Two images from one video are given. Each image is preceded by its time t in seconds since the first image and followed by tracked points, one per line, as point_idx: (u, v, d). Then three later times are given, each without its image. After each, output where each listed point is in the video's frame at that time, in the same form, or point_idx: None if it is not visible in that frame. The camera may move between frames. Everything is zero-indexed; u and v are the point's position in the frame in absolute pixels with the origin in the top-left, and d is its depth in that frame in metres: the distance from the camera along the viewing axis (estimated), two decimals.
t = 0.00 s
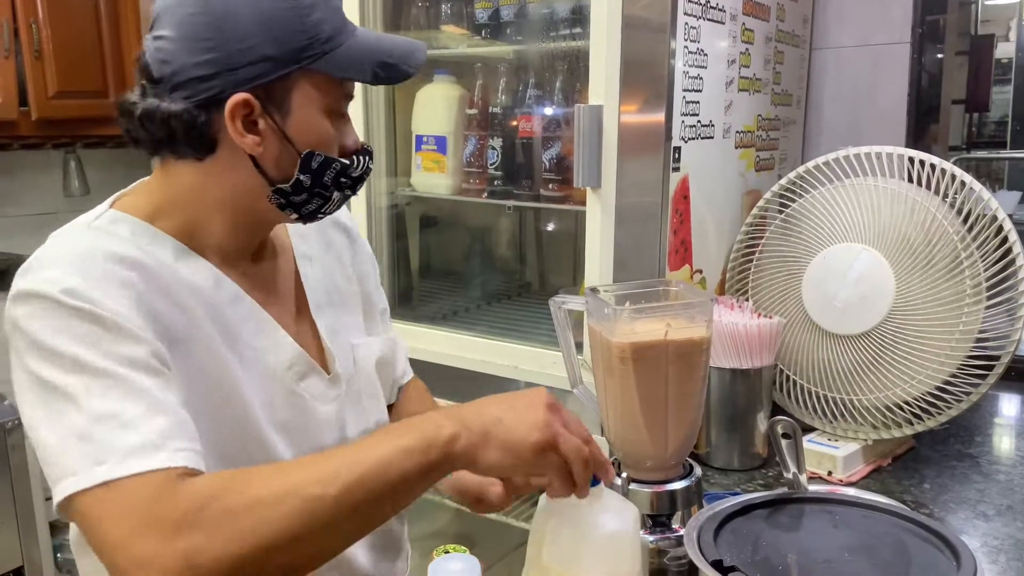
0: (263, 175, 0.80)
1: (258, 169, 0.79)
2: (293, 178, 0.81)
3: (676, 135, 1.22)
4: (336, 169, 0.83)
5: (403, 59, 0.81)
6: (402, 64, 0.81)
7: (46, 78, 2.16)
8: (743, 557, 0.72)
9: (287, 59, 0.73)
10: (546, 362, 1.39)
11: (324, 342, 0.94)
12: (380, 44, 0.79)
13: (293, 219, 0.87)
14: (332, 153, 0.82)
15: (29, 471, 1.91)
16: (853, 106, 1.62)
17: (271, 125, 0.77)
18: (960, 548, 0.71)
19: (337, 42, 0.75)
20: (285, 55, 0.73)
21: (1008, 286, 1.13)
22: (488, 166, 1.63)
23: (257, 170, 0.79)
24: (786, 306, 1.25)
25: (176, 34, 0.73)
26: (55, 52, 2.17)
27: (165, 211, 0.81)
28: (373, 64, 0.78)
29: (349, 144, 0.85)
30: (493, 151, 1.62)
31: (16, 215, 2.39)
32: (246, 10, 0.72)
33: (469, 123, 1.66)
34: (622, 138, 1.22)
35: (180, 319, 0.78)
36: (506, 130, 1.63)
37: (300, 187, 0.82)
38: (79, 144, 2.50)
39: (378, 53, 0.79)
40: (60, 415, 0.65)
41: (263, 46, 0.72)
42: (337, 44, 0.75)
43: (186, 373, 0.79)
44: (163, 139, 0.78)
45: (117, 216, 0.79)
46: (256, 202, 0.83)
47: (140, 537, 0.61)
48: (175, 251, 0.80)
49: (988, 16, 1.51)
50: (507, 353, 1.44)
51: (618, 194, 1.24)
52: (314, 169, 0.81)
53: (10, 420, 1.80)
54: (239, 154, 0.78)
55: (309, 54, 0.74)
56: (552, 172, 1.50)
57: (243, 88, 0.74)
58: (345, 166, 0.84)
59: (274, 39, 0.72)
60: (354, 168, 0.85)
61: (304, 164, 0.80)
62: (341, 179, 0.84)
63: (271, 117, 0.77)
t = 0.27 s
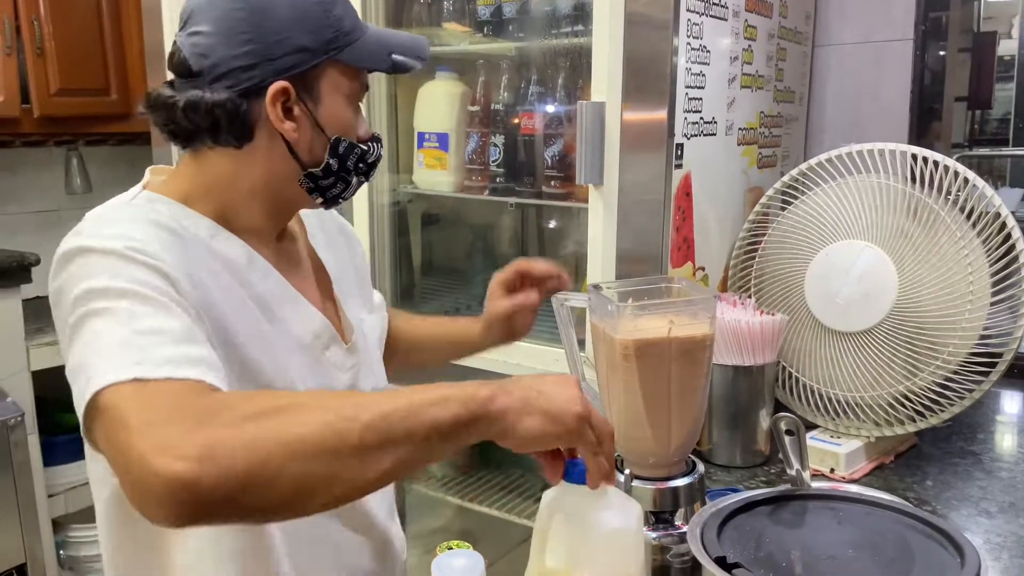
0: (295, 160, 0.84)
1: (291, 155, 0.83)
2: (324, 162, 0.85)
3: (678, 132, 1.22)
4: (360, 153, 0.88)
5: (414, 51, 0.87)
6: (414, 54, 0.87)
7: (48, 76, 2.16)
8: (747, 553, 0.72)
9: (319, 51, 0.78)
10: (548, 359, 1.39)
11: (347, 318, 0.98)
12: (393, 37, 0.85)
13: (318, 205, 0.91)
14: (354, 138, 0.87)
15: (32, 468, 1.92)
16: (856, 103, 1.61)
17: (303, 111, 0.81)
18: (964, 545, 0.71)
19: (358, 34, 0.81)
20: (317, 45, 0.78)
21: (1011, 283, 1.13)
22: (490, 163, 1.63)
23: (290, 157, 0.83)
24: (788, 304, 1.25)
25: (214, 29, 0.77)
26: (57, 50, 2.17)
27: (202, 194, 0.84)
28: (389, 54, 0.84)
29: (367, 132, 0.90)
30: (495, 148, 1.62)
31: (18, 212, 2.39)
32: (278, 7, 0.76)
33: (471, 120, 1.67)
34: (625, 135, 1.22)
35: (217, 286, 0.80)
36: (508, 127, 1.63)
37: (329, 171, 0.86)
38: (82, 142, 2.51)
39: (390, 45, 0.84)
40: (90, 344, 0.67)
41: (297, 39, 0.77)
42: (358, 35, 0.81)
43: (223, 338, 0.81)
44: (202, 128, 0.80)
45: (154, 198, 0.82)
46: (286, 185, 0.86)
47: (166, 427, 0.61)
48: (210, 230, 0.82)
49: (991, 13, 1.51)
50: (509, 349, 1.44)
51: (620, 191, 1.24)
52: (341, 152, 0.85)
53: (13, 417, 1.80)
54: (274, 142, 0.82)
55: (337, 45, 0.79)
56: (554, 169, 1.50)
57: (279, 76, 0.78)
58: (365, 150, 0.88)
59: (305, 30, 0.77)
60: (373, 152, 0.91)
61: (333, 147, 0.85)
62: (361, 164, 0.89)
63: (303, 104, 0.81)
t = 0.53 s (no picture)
0: (334, 138, 0.97)
1: (329, 135, 0.96)
2: (358, 139, 0.98)
3: (681, 129, 1.22)
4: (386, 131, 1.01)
5: (420, 42, 1.01)
6: (421, 44, 1.01)
7: (50, 74, 2.16)
8: (749, 549, 0.72)
9: (345, 42, 0.93)
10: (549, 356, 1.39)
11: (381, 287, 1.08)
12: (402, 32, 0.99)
13: (353, 180, 1.03)
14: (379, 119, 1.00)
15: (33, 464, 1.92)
16: (858, 101, 1.61)
17: (339, 96, 0.95)
18: (967, 540, 0.71)
19: (375, 29, 0.96)
20: (344, 36, 0.93)
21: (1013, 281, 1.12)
22: (492, 161, 1.62)
23: (328, 136, 0.96)
24: (790, 301, 1.25)
25: (260, 30, 0.90)
26: (59, 47, 2.17)
27: (255, 175, 0.96)
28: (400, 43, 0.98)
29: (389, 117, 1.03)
30: (497, 145, 1.62)
31: (20, 209, 2.39)
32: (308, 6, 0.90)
33: (473, 117, 1.66)
34: (628, 133, 1.22)
35: (265, 264, 0.91)
36: (510, 125, 1.63)
37: (363, 146, 0.99)
38: (83, 139, 2.51)
39: (401, 37, 0.98)
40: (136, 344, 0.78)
41: (327, 32, 0.91)
42: (374, 30, 0.96)
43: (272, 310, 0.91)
44: (257, 116, 0.91)
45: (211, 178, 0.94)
46: (327, 161, 0.98)
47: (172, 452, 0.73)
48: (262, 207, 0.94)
49: (993, 11, 1.51)
50: (511, 346, 1.44)
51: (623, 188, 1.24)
52: (371, 130, 0.99)
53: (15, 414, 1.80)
54: (315, 123, 0.95)
55: (359, 37, 0.94)
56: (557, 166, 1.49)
57: (316, 65, 0.92)
58: (390, 130, 1.02)
59: (333, 24, 0.92)
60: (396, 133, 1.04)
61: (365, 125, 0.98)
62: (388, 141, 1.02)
63: (338, 90, 0.95)
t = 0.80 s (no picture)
0: (385, 141, 1.04)
1: (381, 140, 1.04)
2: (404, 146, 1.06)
3: (684, 128, 1.22)
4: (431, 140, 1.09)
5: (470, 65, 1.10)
6: (471, 67, 1.10)
7: (54, 73, 2.17)
8: (753, 548, 0.73)
9: (402, 58, 1.01)
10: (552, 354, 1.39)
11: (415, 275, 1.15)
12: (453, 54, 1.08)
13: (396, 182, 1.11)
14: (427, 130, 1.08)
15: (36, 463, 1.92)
16: (861, 100, 1.61)
17: (392, 105, 1.03)
18: (971, 541, 0.71)
19: (430, 50, 1.05)
20: (402, 54, 1.01)
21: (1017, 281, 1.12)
22: (495, 160, 1.63)
23: (381, 141, 1.04)
24: (793, 301, 1.25)
25: (330, 41, 0.99)
26: (62, 45, 2.17)
27: (313, 173, 1.03)
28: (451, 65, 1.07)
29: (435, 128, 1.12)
30: (500, 145, 1.62)
31: (23, 208, 2.40)
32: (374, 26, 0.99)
33: (476, 116, 1.66)
34: (631, 132, 1.22)
35: (329, 259, 0.99)
36: (513, 125, 1.63)
37: (409, 150, 1.06)
38: (87, 138, 2.51)
39: (453, 59, 1.07)
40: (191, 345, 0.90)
41: (388, 49, 1.00)
42: (429, 51, 1.05)
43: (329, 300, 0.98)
44: (319, 116, 0.99)
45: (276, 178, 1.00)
46: (379, 162, 1.06)
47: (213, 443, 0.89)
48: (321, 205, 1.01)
49: (996, 11, 1.51)
50: (513, 345, 1.44)
51: (626, 188, 1.24)
52: (417, 138, 1.06)
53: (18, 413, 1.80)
54: (368, 128, 1.02)
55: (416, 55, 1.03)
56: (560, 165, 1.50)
57: (375, 76, 1.00)
58: (433, 138, 1.10)
59: (393, 42, 1.00)
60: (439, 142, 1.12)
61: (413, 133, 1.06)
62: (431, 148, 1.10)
63: (392, 100, 1.03)
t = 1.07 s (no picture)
0: (396, 143, 1.04)
1: (392, 143, 1.04)
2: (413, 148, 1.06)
3: (687, 129, 1.22)
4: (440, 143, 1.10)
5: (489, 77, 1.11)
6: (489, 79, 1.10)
7: (57, 72, 2.17)
8: (755, 549, 0.73)
9: (417, 65, 1.02)
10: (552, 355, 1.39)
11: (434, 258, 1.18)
12: (472, 64, 1.08)
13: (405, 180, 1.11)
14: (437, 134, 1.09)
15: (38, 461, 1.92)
16: (863, 102, 1.61)
17: (405, 109, 1.03)
18: (972, 542, 0.71)
19: (448, 58, 1.05)
20: (418, 62, 1.01)
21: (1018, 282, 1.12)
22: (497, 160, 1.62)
23: (392, 143, 1.04)
24: (796, 302, 1.25)
25: (350, 45, 1.01)
26: (65, 44, 2.17)
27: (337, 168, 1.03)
28: (467, 74, 1.07)
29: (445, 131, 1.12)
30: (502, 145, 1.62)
31: (25, 206, 2.40)
32: (394, 33, 1.00)
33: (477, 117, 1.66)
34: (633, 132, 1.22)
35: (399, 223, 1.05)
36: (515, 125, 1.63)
37: (417, 153, 1.07)
38: (89, 137, 2.51)
39: (471, 68, 1.07)
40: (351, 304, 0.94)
41: (403, 56, 1.00)
42: (446, 60, 1.05)
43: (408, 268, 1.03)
44: (331, 114, 1.01)
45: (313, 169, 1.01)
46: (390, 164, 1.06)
47: (458, 354, 0.94)
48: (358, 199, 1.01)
49: (999, 12, 1.51)
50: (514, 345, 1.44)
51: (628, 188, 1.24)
52: (427, 142, 1.07)
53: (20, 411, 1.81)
54: (382, 128, 1.03)
55: (433, 64, 1.03)
56: (563, 165, 1.50)
57: (390, 80, 1.01)
58: (445, 143, 1.11)
59: (410, 50, 1.01)
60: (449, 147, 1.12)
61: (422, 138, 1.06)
62: (441, 152, 1.11)
63: (405, 104, 1.03)
